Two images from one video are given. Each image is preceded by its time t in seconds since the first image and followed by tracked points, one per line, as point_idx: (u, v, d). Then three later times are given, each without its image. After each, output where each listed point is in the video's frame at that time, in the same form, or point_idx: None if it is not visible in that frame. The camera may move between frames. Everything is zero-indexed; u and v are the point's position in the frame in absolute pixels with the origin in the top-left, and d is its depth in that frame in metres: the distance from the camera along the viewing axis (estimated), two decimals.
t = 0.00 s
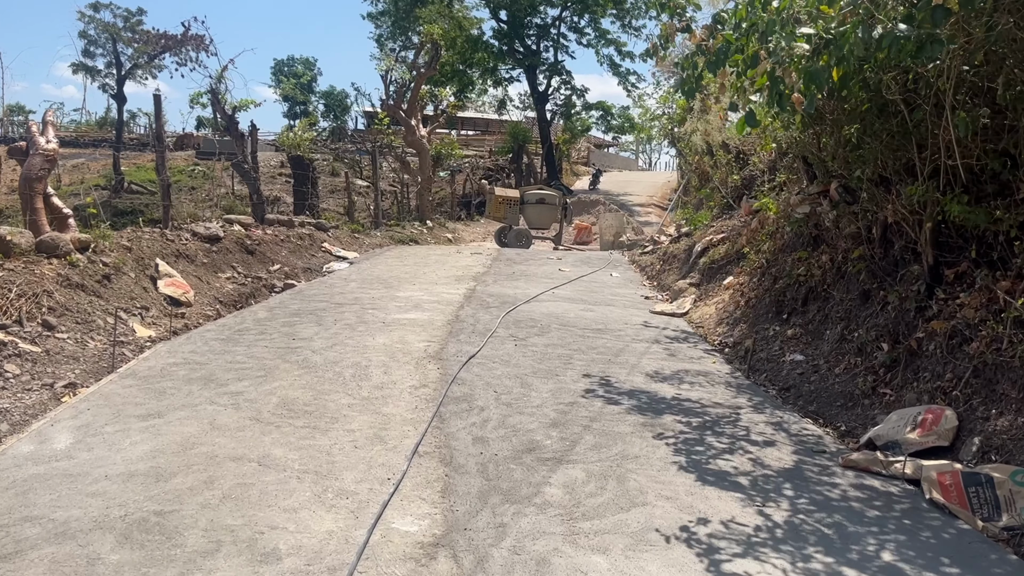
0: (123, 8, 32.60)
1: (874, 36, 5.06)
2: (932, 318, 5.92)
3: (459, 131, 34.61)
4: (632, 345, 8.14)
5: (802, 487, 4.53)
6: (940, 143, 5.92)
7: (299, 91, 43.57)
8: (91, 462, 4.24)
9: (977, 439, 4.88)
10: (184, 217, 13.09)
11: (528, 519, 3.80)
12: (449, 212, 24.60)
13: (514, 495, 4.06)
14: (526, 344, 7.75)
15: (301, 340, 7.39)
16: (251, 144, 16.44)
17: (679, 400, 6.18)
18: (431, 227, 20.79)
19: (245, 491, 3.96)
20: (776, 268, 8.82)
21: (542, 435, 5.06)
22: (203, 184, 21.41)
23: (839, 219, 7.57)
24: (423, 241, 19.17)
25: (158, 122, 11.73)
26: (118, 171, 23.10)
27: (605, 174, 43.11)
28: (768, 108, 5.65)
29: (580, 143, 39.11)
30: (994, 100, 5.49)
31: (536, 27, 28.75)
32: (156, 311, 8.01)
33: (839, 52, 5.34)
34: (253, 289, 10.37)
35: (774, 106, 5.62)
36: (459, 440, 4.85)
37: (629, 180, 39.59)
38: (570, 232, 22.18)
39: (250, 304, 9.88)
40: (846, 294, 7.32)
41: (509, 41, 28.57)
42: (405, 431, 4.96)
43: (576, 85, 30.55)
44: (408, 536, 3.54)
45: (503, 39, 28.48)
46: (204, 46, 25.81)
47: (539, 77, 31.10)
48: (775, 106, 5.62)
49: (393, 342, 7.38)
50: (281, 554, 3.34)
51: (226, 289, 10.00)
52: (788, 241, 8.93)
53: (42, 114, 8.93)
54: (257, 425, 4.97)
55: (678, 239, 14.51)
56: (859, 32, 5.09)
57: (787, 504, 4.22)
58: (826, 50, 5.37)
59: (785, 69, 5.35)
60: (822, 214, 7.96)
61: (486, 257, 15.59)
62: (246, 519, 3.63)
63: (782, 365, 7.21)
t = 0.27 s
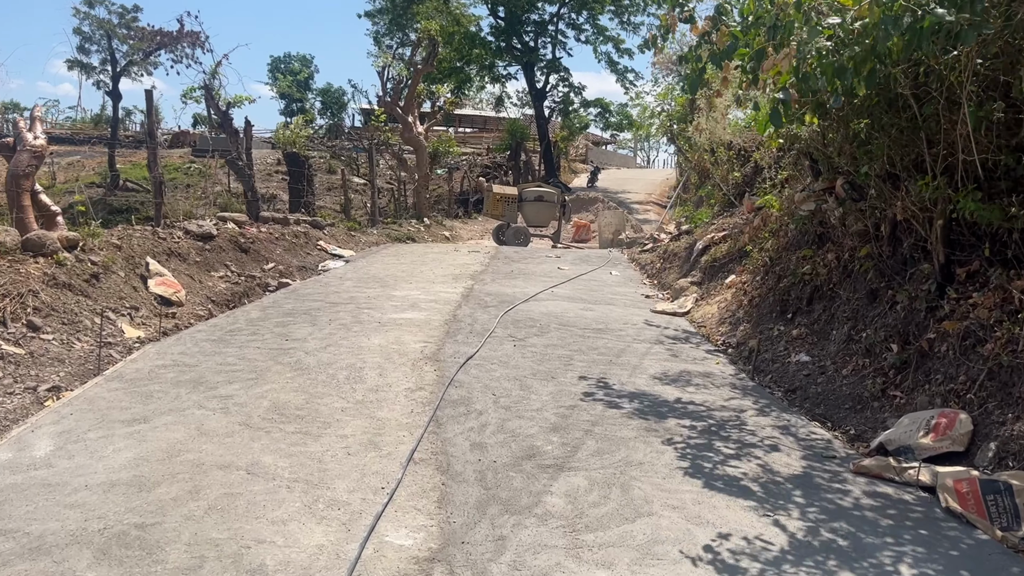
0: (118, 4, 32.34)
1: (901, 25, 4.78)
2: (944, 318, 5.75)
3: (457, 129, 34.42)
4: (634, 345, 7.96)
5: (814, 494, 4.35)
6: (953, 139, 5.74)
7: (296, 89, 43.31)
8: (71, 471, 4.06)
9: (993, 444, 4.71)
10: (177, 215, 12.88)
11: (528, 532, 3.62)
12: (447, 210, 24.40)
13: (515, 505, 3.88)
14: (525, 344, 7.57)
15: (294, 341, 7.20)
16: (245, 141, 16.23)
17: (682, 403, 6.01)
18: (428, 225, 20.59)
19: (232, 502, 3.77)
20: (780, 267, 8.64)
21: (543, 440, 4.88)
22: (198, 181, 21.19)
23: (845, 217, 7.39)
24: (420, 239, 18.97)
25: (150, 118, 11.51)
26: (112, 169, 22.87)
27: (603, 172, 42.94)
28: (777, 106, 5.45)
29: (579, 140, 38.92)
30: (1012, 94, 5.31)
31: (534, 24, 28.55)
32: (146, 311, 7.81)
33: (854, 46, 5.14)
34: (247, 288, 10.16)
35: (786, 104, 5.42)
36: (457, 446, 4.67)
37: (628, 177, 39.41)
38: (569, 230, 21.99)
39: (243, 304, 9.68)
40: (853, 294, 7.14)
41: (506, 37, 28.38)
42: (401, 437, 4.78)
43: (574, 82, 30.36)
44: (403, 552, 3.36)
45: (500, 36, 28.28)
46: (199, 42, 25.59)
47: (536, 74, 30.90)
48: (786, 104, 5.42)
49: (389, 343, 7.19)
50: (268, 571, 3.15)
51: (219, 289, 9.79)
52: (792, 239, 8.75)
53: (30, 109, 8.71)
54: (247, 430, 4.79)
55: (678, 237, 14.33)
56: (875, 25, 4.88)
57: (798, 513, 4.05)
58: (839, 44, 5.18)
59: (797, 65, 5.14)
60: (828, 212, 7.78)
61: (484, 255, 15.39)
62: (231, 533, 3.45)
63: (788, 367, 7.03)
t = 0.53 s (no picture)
0: (113, 3, 32.10)
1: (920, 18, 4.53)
2: (955, 322, 5.58)
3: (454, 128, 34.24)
4: (633, 349, 7.78)
5: (823, 508, 4.18)
6: (965, 138, 5.57)
7: (293, 87, 43.09)
8: (46, 487, 3.89)
9: (1008, 455, 4.54)
10: (169, 215, 12.69)
11: (525, 552, 3.44)
12: (443, 210, 24.21)
13: (511, 523, 3.70)
14: (522, 348, 7.39)
15: (285, 345, 7.02)
16: (239, 140, 16.02)
17: (684, 410, 5.83)
18: (425, 225, 20.40)
19: (214, 520, 3.59)
20: (783, 268, 8.47)
21: (541, 451, 4.70)
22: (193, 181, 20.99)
23: (850, 217, 7.21)
24: (417, 239, 18.78)
25: (141, 118, 11.31)
26: (106, 169, 22.66)
27: (601, 171, 42.76)
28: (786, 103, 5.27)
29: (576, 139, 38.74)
30: None
31: (531, 22, 28.38)
32: (134, 314, 7.63)
33: (866, 41, 4.96)
34: (239, 290, 9.97)
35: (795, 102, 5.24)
36: (451, 457, 4.49)
37: (626, 176, 39.25)
38: (567, 229, 21.81)
39: (235, 306, 9.49)
40: (859, 297, 6.97)
41: (503, 36, 28.21)
42: (393, 449, 4.59)
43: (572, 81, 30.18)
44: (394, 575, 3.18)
45: (497, 35, 28.10)
46: (194, 41, 25.39)
47: (534, 73, 30.73)
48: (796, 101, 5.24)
49: (382, 348, 7.01)
50: None
51: (210, 291, 9.60)
52: (795, 240, 8.58)
53: (16, 107, 8.51)
54: (232, 441, 4.60)
55: (677, 237, 14.17)
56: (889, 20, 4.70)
57: (808, 530, 3.87)
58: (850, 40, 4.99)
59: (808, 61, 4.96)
60: (833, 212, 7.60)
61: (481, 256, 15.22)
62: (212, 555, 3.27)
63: (791, 372, 6.85)
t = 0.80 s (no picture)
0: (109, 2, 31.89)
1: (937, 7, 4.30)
2: (969, 326, 5.43)
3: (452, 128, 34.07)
4: (636, 352, 7.62)
5: (839, 522, 4.01)
6: (980, 137, 5.43)
7: (290, 87, 42.88)
8: (26, 501, 3.73)
9: None
10: (164, 216, 12.51)
11: (529, 571, 3.28)
12: (441, 209, 24.03)
13: (514, 539, 3.54)
14: (523, 352, 7.22)
15: (280, 350, 6.85)
16: (235, 140, 15.84)
17: (690, 417, 5.67)
18: (423, 225, 20.22)
19: (202, 537, 3.42)
20: (788, 269, 8.31)
21: (544, 461, 4.53)
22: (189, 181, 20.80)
23: (858, 218, 7.05)
24: (415, 239, 18.60)
25: (134, 117, 11.13)
26: (101, 169, 22.47)
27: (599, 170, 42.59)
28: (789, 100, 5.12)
29: (575, 139, 38.58)
30: None
31: (530, 21, 28.21)
32: (125, 318, 7.45)
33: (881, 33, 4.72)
34: (233, 292, 9.79)
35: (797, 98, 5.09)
36: (451, 468, 4.32)
37: (624, 176, 39.09)
38: (566, 229, 21.65)
39: (230, 309, 9.31)
40: (867, 299, 6.81)
41: (502, 36, 28.04)
42: (390, 459, 4.42)
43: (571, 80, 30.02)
44: None
45: (495, 34, 27.94)
46: (191, 41, 25.21)
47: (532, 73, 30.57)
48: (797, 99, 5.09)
49: (379, 352, 6.84)
50: None
51: (204, 292, 9.42)
52: (800, 241, 8.42)
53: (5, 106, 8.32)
54: (224, 452, 4.43)
55: (678, 238, 14.01)
56: (904, 11, 4.53)
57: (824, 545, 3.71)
58: (863, 32, 4.80)
59: (818, 54, 4.80)
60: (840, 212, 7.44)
61: (480, 257, 15.05)
62: None
63: (799, 377, 6.69)
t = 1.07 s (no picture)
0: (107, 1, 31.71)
1: None
2: (991, 329, 5.26)
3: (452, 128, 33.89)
4: (644, 355, 7.44)
5: (864, 536, 3.84)
6: (1002, 135, 5.28)
7: (290, 87, 42.71)
8: (13, 517, 3.57)
9: None
10: (161, 216, 12.33)
11: None
12: (442, 209, 23.84)
13: (526, 557, 3.36)
14: (528, 356, 7.04)
15: (279, 354, 6.67)
16: (233, 140, 15.66)
17: (703, 424, 5.49)
18: (423, 225, 20.04)
19: (197, 555, 3.25)
20: (798, 270, 8.13)
21: (554, 471, 4.36)
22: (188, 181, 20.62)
23: (871, 218, 6.88)
24: (415, 239, 18.43)
25: (130, 116, 10.94)
26: (99, 169, 22.29)
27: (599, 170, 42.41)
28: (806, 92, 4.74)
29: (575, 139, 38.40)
30: None
31: (530, 21, 28.02)
32: (120, 321, 7.27)
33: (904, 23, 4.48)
34: (231, 294, 9.61)
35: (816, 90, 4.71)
36: (458, 480, 4.15)
37: (625, 176, 38.92)
38: (568, 229, 21.48)
39: (228, 311, 9.13)
40: (881, 301, 6.63)
41: (502, 35, 27.87)
42: (394, 471, 4.24)
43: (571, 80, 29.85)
44: None
45: (495, 33, 27.77)
46: (189, 40, 25.02)
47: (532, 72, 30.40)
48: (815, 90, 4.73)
49: (381, 356, 6.66)
50: None
51: (201, 294, 9.23)
52: (810, 241, 8.24)
53: None
54: (220, 462, 4.25)
55: (682, 238, 13.84)
56: None
57: (850, 562, 3.55)
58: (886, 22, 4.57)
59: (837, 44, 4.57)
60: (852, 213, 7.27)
61: (481, 257, 14.88)
62: None
63: (812, 381, 6.51)
